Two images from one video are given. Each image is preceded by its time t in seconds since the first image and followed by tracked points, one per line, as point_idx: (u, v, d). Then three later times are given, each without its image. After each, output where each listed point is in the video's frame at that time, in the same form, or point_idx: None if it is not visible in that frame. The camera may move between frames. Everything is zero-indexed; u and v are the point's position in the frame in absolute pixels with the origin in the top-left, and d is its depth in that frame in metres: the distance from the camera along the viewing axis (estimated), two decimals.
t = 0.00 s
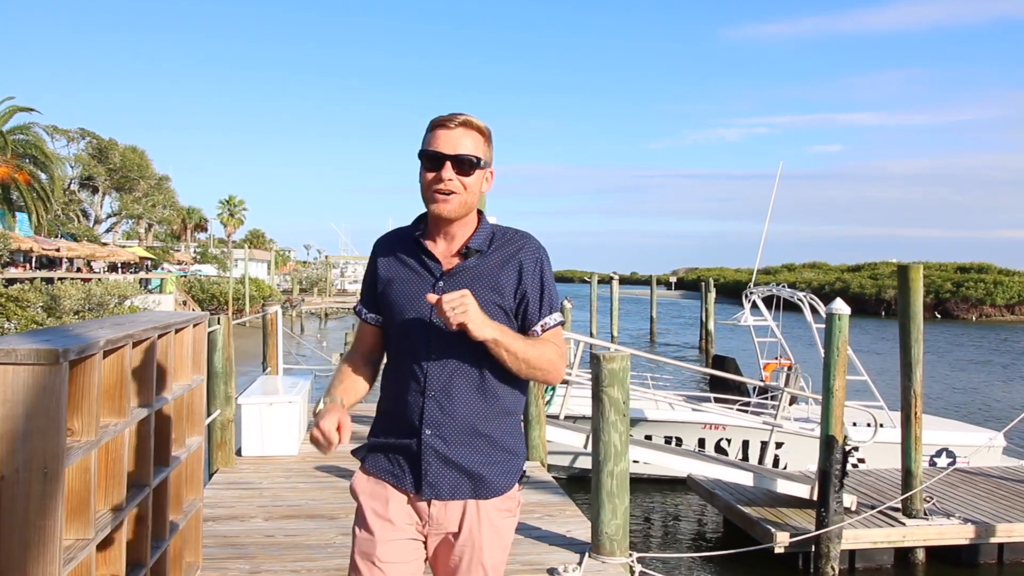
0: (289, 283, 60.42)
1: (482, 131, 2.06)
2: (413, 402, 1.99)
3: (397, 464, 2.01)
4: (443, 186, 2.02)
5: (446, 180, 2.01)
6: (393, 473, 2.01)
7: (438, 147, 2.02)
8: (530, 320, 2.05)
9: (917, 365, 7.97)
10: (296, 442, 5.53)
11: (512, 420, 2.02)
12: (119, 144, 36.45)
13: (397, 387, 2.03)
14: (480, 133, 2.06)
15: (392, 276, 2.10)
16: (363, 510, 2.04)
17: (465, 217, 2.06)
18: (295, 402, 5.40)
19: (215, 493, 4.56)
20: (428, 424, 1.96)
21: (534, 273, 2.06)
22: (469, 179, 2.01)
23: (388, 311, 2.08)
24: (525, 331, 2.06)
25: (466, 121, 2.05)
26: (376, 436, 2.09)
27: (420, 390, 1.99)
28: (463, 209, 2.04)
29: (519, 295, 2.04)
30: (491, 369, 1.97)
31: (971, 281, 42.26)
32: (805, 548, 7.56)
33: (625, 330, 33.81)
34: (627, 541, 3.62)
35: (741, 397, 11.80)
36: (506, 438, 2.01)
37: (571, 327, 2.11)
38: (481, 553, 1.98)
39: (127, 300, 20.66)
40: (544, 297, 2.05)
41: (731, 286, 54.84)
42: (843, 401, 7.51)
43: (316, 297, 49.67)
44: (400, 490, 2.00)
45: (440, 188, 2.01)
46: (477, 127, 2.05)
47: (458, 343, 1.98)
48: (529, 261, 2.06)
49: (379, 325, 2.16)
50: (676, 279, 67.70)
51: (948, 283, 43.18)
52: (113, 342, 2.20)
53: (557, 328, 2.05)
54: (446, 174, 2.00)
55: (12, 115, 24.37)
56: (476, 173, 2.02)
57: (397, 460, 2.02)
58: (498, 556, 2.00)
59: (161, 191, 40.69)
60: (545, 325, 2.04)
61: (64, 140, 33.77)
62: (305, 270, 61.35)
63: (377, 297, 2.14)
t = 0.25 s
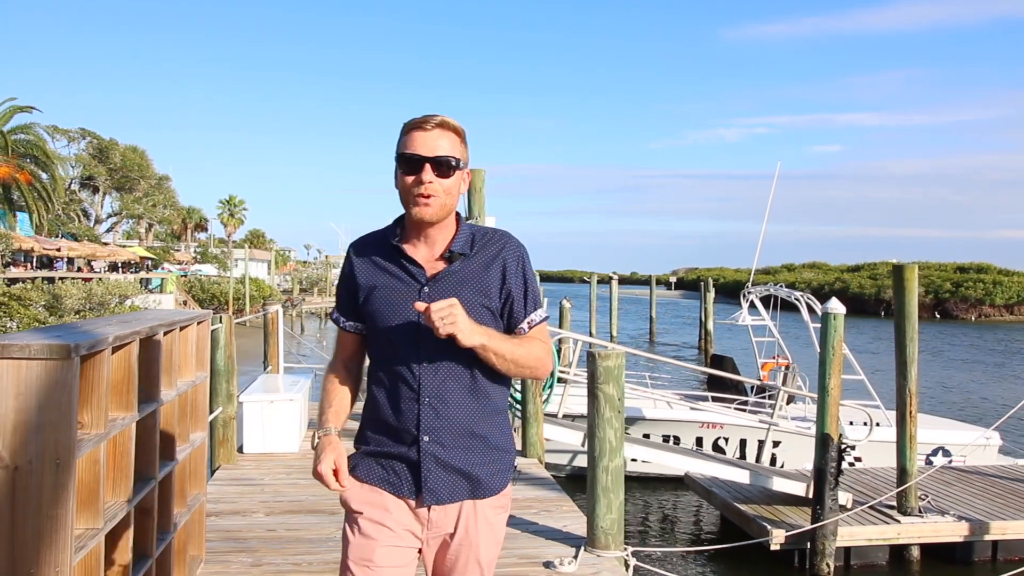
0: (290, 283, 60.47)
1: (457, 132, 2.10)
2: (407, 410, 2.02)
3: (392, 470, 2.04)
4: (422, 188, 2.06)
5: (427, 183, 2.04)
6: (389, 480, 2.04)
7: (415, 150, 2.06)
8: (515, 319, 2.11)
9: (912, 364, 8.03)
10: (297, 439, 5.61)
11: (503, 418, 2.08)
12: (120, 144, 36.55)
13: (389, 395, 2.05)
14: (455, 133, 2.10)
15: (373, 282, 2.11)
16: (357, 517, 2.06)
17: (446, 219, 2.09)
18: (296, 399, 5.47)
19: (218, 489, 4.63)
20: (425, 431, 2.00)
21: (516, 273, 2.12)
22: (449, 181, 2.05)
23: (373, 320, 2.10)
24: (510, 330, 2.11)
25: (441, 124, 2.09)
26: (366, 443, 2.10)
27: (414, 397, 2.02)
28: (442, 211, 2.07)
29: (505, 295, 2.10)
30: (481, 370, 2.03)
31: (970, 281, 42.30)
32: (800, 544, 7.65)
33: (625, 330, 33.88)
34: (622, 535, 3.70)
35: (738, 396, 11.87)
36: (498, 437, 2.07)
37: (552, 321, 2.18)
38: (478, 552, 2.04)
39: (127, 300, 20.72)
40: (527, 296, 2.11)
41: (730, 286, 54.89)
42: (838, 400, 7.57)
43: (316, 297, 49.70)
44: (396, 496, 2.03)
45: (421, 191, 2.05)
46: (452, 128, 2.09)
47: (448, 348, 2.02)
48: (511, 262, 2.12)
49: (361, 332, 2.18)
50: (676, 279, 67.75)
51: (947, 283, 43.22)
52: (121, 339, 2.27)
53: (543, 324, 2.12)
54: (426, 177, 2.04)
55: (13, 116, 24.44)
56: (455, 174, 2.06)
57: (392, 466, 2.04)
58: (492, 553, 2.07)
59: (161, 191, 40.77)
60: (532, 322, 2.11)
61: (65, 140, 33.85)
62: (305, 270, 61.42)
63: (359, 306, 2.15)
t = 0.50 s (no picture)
0: (292, 283, 60.54)
1: (414, 121, 2.10)
2: (390, 409, 1.99)
3: (375, 473, 2.00)
4: (386, 176, 2.04)
5: (391, 169, 2.03)
6: (372, 482, 2.00)
7: (377, 142, 2.05)
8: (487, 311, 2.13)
9: (911, 363, 8.08)
10: (301, 437, 5.68)
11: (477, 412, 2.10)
12: (122, 145, 36.67)
13: (367, 395, 2.01)
14: (411, 122, 2.10)
15: (343, 278, 2.06)
16: (336, 525, 2.01)
17: (414, 208, 2.08)
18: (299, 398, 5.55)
19: (223, 486, 4.71)
20: (410, 429, 1.98)
21: (488, 265, 2.14)
22: (414, 166, 2.04)
23: (350, 317, 2.05)
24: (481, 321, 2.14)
25: (396, 113, 2.09)
26: (340, 448, 2.05)
27: (398, 395, 1.99)
28: (412, 198, 2.05)
29: (480, 287, 2.12)
30: (462, 363, 2.04)
31: (972, 280, 42.35)
32: (798, 542, 7.71)
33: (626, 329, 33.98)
34: (621, 530, 3.77)
35: (738, 394, 11.94)
36: (476, 431, 2.09)
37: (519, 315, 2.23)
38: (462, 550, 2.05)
39: (130, 300, 20.81)
40: (499, 288, 2.14)
41: (732, 285, 54.97)
42: (836, 398, 7.64)
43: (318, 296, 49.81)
44: (380, 500, 2.00)
45: (385, 178, 2.03)
46: (407, 117, 2.10)
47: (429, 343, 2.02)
48: (483, 253, 2.15)
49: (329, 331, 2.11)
50: (678, 278, 67.86)
51: (949, 282, 43.26)
52: (132, 336, 2.34)
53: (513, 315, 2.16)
54: (391, 163, 2.02)
55: (16, 116, 24.52)
56: (418, 160, 2.06)
57: (373, 467, 2.01)
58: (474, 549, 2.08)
59: (163, 191, 40.88)
60: (503, 312, 2.14)
61: (67, 141, 33.93)
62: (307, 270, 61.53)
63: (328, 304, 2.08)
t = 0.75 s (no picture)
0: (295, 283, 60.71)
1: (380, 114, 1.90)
2: (372, 402, 1.84)
3: (358, 472, 1.85)
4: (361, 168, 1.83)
5: (369, 162, 1.82)
6: (356, 481, 1.85)
7: (346, 132, 1.82)
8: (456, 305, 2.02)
9: (911, 362, 8.12)
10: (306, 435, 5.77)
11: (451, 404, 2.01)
12: (127, 146, 36.84)
13: (347, 389, 1.85)
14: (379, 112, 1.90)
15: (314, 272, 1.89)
16: (320, 530, 1.85)
17: (388, 200, 1.89)
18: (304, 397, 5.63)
19: (230, 483, 4.78)
20: (395, 423, 1.85)
21: (458, 256, 2.04)
22: (391, 156, 1.85)
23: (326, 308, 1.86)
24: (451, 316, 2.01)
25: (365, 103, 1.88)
26: (317, 448, 1.87)
27: (381, 390, 1.85)
28: (389, 186, 1.85)
29: (452, 279, 2.01)
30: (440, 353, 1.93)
31: (975, 279, 42.38)
32: (800, 539, 7.75)
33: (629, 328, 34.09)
34: (621, 525, 3.84)
35: (740, 393, 12.01)
36: (451, 424, 1.99)
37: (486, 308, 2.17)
38: (452, 544, 1.93)
39: (135, 300, 20.95)
40: (467, 282, 2.05)
41: (735, 285, 55.05)
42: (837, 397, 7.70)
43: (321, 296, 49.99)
44: (366, 499, 1.85)
45: (362, 170, 1.82)
46: (374, 108, 1.88)
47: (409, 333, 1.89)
48: (453, 246, 2.04)
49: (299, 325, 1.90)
50: (681, 276, 67.95)
51: (952, 281, 43.30)
52: (146, 336, 2.43)
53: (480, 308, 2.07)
54: (368, 156, 1.81)
55: (21, 119, 24.69)
56: (393, 152, 1.85)
57: (356, 466, 1.85)
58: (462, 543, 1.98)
59: (167, 192, 41.06)
60: (473, 305, 2.01)
61: (72, 142, 34.08)
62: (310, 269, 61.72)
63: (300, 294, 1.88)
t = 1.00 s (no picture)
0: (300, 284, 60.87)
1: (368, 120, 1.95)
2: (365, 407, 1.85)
3: (352, 475, 1.86)
4: (351, 177, 1.87)
5: (359, 168, 1.86)
6: (351, 485, 1.85)
7: (337, 141, 1.87)
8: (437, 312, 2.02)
9: (911, 361, 8.18)
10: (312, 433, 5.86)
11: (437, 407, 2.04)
12: (132, 148, 37.02)
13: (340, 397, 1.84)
14: (368, 121, 1.94)
15: (302, 278, 1.83)
16: (316, 535, 1.85)
17: (377, 207, 1.92)
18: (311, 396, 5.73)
19: (239, 481, 4.88)
20: (387, 426, 1.87)
21: (441, 261, 2.04)
22: (378, 164, 1.89)
23: (319, 319, 1.82)
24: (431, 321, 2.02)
25: (355, 112, 1.93)
26: (309, 455, 1.87)
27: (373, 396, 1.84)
28: (376, 198, 1.89)
29: (437, 285, 2.00)
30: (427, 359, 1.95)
31: (980, 278, 42.35)
32: (801, 537, 7.86)
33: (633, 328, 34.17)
34: (621, 521, 3.91)
35: (743, 392, 12.07)
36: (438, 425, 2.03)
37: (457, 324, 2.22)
38: (445, 540, 1.96)
39: (141, 301, 21.10)
40: (449, 287, 2.06)
41: (739, 284, 55.07)
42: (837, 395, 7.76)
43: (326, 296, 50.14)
44: (361, 502, 1.86)
45: (351, 178, 1.86)
46: (364, 117, 1.93)
47: (400, 341, 1.89)
48: (436, 253, 2.04)
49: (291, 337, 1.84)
50: (685, 276, 67.99)
51: (957, 280, 43.26)
52: (159, 336, 2.51)
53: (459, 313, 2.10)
54: (358, 161, 1.86)
55: (28, 121, 24.86)
56: (380, 159, 1.90)
57: (349, 471, 1.86)
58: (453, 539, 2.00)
59: (173, 193, 41.27)
60: (451, 312, 2.04)
61: (78, 143, 34.26)
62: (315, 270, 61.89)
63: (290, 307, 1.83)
